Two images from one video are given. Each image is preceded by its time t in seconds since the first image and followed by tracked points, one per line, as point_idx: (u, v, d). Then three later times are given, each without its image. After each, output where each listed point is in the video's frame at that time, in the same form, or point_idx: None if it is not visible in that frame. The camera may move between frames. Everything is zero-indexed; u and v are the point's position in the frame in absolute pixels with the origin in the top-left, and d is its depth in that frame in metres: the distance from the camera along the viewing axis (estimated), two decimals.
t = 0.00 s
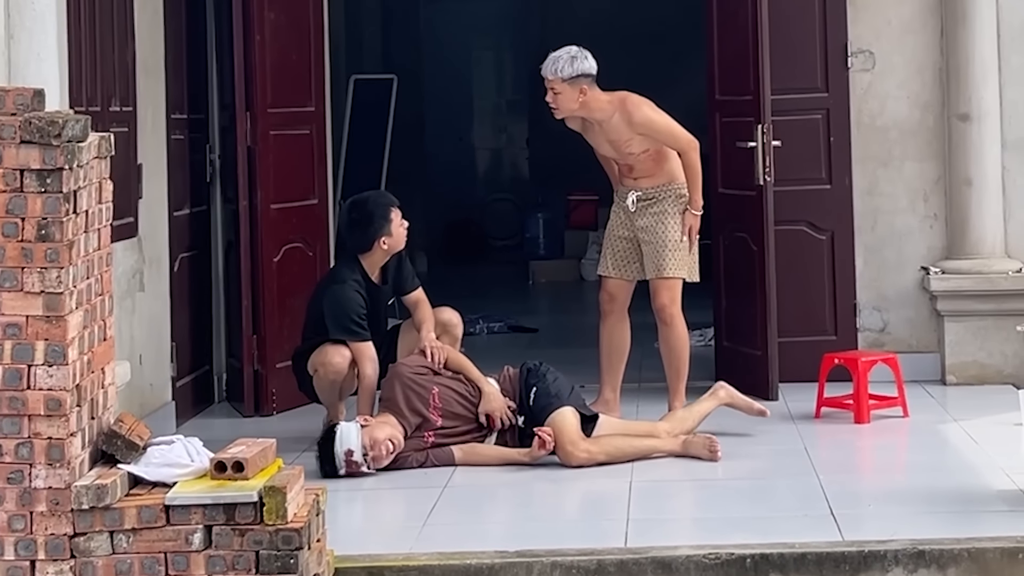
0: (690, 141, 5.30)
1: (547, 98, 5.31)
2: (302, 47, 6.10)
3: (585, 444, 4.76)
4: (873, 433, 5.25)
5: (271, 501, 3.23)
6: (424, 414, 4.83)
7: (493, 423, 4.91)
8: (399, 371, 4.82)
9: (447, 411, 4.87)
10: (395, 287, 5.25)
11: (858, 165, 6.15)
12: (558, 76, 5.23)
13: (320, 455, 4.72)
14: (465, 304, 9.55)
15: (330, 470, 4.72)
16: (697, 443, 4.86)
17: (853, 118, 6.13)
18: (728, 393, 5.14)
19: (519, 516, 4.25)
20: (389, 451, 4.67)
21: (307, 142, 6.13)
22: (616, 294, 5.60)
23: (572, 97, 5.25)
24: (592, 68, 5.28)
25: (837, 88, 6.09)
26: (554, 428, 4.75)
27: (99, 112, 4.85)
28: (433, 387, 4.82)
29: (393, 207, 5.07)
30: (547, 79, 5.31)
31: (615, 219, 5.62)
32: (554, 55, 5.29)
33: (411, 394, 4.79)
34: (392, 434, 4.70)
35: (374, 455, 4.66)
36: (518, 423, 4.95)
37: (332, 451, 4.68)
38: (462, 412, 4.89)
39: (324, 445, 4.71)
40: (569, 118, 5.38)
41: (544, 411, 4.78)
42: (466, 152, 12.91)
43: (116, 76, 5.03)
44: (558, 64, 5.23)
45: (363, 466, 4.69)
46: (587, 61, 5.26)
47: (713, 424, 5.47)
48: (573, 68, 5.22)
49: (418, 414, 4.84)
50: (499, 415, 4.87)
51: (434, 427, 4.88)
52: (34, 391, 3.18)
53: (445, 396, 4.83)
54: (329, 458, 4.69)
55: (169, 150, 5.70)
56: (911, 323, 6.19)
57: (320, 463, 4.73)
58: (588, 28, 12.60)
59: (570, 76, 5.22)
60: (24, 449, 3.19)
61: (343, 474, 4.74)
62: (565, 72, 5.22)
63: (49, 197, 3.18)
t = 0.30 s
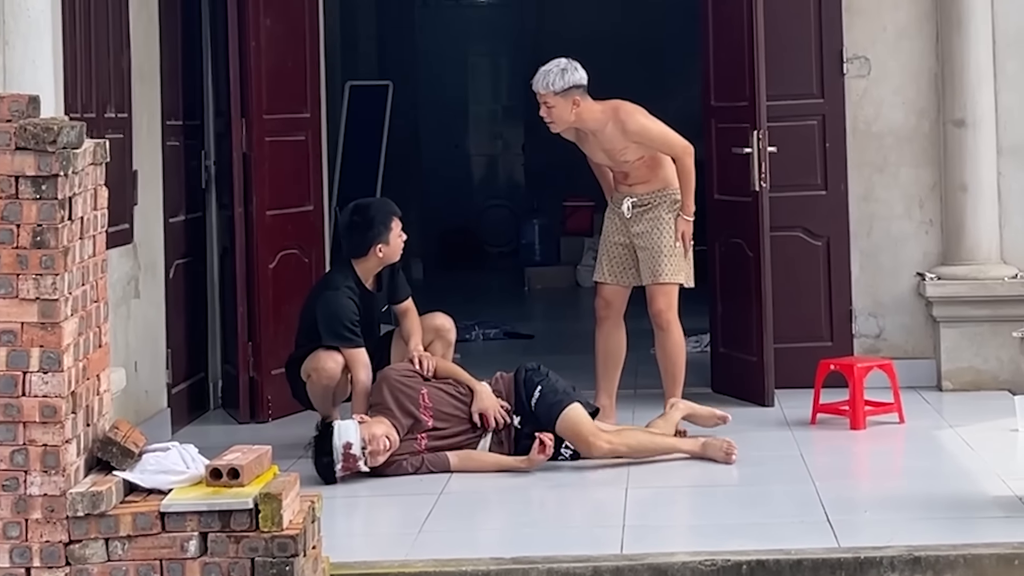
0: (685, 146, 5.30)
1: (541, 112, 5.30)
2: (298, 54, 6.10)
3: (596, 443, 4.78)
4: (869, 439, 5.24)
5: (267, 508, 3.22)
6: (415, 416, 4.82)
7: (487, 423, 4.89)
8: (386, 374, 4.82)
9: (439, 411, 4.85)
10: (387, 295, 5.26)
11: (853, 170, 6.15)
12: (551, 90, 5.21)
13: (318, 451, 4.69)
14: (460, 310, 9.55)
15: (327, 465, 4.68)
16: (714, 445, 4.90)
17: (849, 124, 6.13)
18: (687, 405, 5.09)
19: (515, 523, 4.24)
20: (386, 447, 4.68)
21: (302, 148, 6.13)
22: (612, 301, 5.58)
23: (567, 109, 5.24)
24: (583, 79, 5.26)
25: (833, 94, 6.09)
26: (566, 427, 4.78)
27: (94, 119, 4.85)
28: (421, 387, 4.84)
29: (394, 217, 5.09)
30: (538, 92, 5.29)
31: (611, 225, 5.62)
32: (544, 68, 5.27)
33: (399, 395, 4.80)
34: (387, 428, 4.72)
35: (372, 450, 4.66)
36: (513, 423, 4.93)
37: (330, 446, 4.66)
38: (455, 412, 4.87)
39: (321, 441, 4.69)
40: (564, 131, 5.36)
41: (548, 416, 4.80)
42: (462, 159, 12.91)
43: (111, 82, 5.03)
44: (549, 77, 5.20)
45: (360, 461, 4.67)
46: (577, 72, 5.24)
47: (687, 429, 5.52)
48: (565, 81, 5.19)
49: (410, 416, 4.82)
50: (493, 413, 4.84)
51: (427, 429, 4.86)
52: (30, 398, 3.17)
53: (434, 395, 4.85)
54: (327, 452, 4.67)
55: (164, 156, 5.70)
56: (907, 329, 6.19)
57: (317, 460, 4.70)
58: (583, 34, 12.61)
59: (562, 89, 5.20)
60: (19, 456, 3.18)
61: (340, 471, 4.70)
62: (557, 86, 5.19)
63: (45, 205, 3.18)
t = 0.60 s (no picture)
0: (676, 156, 5.27)
1: (533, 120, 5.26)
2: (291, 60, 6.10)
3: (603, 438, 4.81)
4: (863, 445, 5.25)
5: (260, 515, 3.20)
6: (406, 420, 4.79)
7: (479, 421, 4.87)
8: (373, 381, 4.80)
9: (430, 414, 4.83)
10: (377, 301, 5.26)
11: (847, 177, 6.15)
12: (543, 98, 5.17)
13: (324, 450, 4.62)
14: (454, 317, 9.55)
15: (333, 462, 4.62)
16: (731, 446, 4.98)
17: (843, 131, 6.14)
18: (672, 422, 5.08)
19: (509, 530, 4.23)
20: (389, 442, 4.71)
21: (296, 155, 6.12)
22: (601, 307, 5.59)
23: (560, 116, 5.21)
24: (574, 86, 5.23)
25: (827, 100, 6.10)
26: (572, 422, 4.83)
27: (87, 125, 4.84)
28: (409, 389, 4.82)
29: (388, 226, 5.06)
30: (530, 101, 5.25)
31: (602, 232, 5.61)
32: (535, 77, 5.23)
33: (388, 400, 4.79)
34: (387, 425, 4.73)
35: (377, 443, 4.68)
36: (507, 422, 4.92)
37: (338, 441, 4.61)
38: (445, 412, 4.84)
39: (325, 439, 4.62)
40: (557, 138, 5.36)
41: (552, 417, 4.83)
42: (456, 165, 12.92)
43: (105, 88, 5.03)
44: (541, 86, 5.16)
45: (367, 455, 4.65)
46: (569, 80, 5.20)
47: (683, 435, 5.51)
48: (557, 88, 5.16)
49: (401, 420, 4.80)
50: (484, 412, 4.83)
51: (419, 432, 4.84)
52: (22, 405, 3.16)
53: (422, 396, 4.84)
54: (335, 448, 4.61)
55: (158, 163, 5.69)
56: (901, 335, 6.20)
57: (321, 460, 4.64)
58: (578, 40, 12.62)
59: (555, 96, 5.16)
60: (12, 464, 3.18)
61: (346, 471, 4.65)
62: (549, 93, 5.15)
63: (38, 211, 3.17)
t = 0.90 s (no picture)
0: (666, 163, 5.26)
1: (523, 132, 5.26)
2: (286, 66, 6.09)
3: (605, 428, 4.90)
4: (857, 452, 5.24)
5: (254, 522, 3.18)
6: (398, 426, 4.79)
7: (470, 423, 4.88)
8: (361, 391, 4.82)
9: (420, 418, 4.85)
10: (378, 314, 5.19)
11: (841, 183, 6.16)
12: (533, 110, 5.17)
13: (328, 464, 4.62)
14: (448, 323, 9.54)
15: (340, 473, 4.63)
16: (738, 443, 5.03)
17: (837, 137, 6.14)
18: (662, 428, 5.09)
19: (502, 537, 4.22)
20: (388, 441, 4.74)
21: (290, 162, 6.12)
22: (596, 313, 5.57)
23: (550, 127, 5.22)
24: (563, 96, 5.23)
25: (821, 107, 6.10)
26: (572, 418, 4.88)
27: (81, 132, 4.83)
28: (398, 394, 4.85)
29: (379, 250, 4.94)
30: (519, 112, 5.25)
31: (594, 238, 5.61)
32: (523, 88, 5.22)
33: (378, 408, 4.80)
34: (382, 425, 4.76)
35: (378, 443, 4.72)
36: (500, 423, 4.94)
37: (340, 450, 4.63)
38: (435, 416, 4.85)
39: (326, 452, 4.63)
40: (547, 149, 5.35)
41: (550, 416, 4.87)
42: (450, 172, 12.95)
43: (99, 95, 5.02)
44: (530, 97, 5.16)
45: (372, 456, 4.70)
46: (557, 90, 5.19)
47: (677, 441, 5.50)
48: (546, 100, 5.15)
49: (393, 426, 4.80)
50: (474, 412, 4.85)
51: (412, 437, 4.85)
52: (16, 412, 3.15)
53: (411, 400, 4.87)
54: (339, 457, 4.62)
55: (151, 169, 5.68)
56: (895, 342, 6.20)
57: (328, 475, 4.63)
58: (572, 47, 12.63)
59: (544, 108, 5.16)
60: (5, 470, 3.17)
61: (354, 478, 4.67)
62: (538, 105, 5.15)
63: (31, 218, 3.16)
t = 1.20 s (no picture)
0: (654, 169, 5.24)
1: (510, 143, 5.26)
2: (279, 73, 6.08)
3: (605, 431, 4.90)
4: (850, 458, 5.24)
5: (247, 529, 3.16)
6: (391, 432, 4.80)
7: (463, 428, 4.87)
8: (353, 399, 4.79)
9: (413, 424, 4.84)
10: (393, 329, 5.23)
11: (835, 189, 6.17)
12: (519, 121, 5.17)
13: (329, 480, 4.65)
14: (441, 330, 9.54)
15: (342, 488, 4.66)
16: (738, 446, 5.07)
17: (830, 143, 6.15)
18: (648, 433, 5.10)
19: (496, 544, 4.22)
20: (386, 449, 4.75)
21: (283, 168, 6.11)
22: (587, 319, 5.58)
23: (537, 137, 5.22)
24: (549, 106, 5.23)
25: (814, 113, 6.11)
26: (569, 418, 4.90)
27: (74, 139, 4.83)
28: (389, 401, 4.83)
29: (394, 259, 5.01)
30: (505, 124, 5.25)
31: (583, 245, 5.60)
32: (508, 99, 5.23)
33: (371, 416, 4.78)
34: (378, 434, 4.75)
35: (377, 453, 4.72)
36: (491, 426, 4.92)
37: (340, 466, 4.65)
38: (428, 420, 4.85)
39: (326, 469, 4.66)
40: (534, 157, 5.35)
41: (546, 419, 4.88)
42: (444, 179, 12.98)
43: (91, 102, 5.01)
44: (515, 109, 5.17)
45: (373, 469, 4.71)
46: (542, 100, 5.20)
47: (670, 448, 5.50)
48: (531, 110, 5.16)
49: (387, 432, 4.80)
50: (467, 416, 4.85)
51: (406, 443, 4.84)
52: (8, 419, 3.15)
53: (402, 406, 4.85)
54: (339, 474, 4.65)
55: (144, 176, 5.67)
56: (888, 348, 6.20)
57: (330, 491, 4.67)
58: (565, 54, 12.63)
59: (530, 118, 5.17)
60: None
61: (356, 490, 4.70)
62: (524, 115, 5.16)
63: (23, 225, 3.15)
